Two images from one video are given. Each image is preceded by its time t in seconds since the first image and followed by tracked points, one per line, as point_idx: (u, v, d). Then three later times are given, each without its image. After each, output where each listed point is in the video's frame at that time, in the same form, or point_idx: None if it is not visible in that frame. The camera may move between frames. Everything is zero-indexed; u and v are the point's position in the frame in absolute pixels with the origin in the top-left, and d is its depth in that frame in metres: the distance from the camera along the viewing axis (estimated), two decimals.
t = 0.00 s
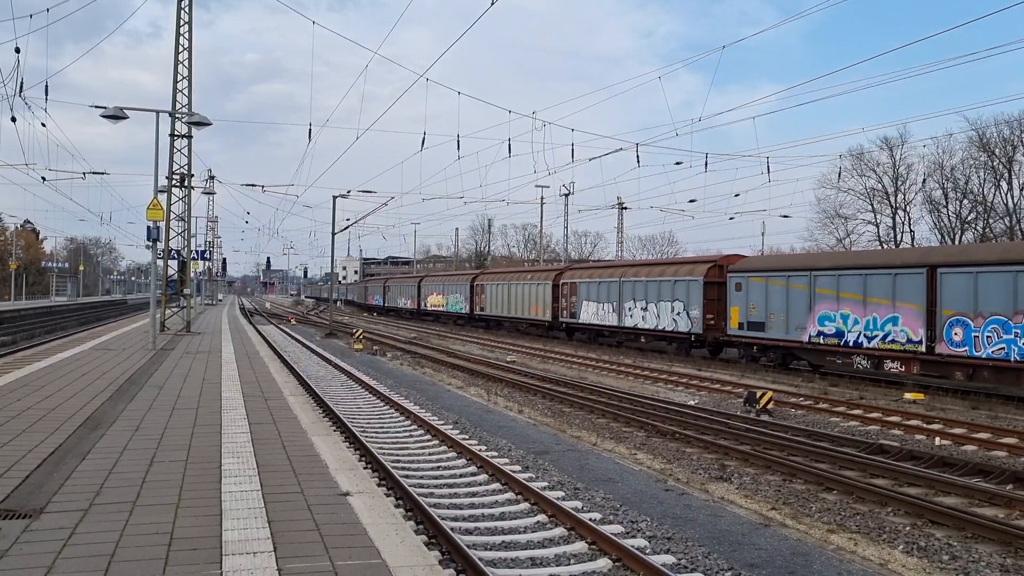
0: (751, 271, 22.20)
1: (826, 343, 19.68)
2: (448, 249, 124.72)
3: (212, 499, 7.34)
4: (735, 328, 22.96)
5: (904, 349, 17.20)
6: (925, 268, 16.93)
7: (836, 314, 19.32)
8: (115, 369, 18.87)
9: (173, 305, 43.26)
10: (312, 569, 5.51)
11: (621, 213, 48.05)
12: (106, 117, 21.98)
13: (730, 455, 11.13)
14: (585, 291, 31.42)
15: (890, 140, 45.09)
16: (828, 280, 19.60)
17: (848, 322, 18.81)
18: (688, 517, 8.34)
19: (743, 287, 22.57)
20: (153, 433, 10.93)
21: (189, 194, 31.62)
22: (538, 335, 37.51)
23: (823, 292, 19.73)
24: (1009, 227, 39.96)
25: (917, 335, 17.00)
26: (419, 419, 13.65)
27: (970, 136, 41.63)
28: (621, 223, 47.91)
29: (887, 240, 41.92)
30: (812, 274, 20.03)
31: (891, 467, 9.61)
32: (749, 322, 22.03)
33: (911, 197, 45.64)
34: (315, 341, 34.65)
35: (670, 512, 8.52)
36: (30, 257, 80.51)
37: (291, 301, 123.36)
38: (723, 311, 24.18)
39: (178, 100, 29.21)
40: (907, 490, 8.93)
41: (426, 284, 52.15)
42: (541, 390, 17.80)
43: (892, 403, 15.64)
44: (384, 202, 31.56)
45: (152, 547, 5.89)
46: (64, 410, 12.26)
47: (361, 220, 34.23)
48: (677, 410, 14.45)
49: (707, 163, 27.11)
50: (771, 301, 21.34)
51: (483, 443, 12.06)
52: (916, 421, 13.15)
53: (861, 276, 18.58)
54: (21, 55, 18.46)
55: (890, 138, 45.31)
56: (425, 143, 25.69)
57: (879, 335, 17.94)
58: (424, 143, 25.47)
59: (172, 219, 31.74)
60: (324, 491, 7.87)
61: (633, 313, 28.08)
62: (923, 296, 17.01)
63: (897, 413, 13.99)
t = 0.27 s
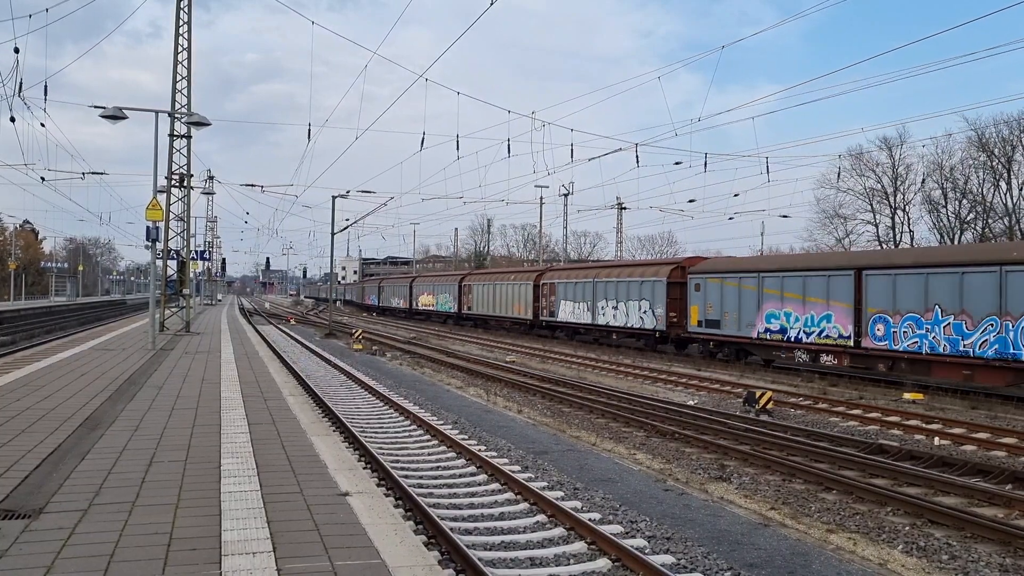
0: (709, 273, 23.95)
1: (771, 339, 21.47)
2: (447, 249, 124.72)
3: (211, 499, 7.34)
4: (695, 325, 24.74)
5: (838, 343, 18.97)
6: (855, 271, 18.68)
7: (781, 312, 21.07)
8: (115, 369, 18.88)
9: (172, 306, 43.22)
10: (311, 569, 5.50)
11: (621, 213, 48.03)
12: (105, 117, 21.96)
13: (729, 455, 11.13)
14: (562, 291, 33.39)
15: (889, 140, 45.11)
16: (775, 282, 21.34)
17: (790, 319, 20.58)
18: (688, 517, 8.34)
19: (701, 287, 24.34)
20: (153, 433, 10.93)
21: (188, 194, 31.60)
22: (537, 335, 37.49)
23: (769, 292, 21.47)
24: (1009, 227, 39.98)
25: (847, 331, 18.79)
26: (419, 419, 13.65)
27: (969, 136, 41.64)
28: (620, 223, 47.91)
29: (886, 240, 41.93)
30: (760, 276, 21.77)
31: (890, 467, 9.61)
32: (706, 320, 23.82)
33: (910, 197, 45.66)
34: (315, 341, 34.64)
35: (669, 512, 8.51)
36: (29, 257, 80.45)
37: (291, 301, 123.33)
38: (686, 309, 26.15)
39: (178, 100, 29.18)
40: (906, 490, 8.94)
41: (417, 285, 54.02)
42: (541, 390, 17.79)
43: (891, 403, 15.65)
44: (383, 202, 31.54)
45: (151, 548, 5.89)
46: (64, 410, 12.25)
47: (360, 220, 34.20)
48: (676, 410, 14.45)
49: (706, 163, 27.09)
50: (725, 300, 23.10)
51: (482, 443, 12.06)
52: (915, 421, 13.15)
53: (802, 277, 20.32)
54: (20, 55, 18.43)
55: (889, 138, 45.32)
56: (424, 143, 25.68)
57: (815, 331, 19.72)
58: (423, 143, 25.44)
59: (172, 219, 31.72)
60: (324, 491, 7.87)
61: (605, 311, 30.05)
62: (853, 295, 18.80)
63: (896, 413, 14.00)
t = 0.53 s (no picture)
0: (672, 273, 25.79)
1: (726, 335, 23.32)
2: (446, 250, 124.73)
3: (211, 499, 7.34)
4: (660, 322, 26.64)
5: (780, 338, 20.73)
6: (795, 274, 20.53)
7: (733, 311, 22.88)
8: (114, 369, 18.88)
9: (171, 306, 43.21)
10: (311, 569, 5.50)
11: (620, 213, 48.05)
12: (104, 117, 21.95)
13: (728, 455, 11.13)
14: (542, 290, 35.18)
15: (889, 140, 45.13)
16: (729, 282, 23.12)
17: (741, 317, 22.40)
18: (688, 517, 8.34)
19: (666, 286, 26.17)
20: (152, 433, 10.94)
21: (187, 194, 31.59)
22: (537, 335, 37.49)
23: (724, 292, 23.26)
24: (1008, 227, 40.01)
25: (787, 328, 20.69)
26: (418, 419, 13.64)
27: (968, 136, 41.66)
28: (620, 223, 47.92)
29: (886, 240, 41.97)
30: (716, 276, 23.56)
31: (889, 467, 9.61)
32: (669, 317, 25.65)
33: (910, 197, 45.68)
34: (314, 341, 34.63)
35: (668, 512, 8.51)
36: (29, 257, 80.41)
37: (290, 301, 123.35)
38: (652, 307, 27.96)
39: (177, 101, 29.16)
40: (905, 490, 8.94)
41: (409, 285, 55.46)
42: (540, 390, 17.79)
43: (891, 403, 15.65)
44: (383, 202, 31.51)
45: (150, 547, 5.89)
46: (63, 411, 12.25)
47: (360, 220, 34.18)
48: (675, 410, 14.46)
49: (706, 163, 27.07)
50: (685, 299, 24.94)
51: (481, 443, 12.06)
52: (914, 421, 13.16)
53: (751, 278, 22.11)
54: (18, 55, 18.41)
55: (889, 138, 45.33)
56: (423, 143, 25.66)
57: (762, 328, 21.54)
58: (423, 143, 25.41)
59: (171, 219, 31.71)
60: (323, 491, 7.88)
61: (581, 309, 31.76)
62: (793, 295, 20.67)
63: (895, 413, 14.01)
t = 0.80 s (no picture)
0: (640, 275, 27.82)
1: (687, 331, 25.19)
2: (445, 250, 124.77)
3: (210, 499, 7.34)
4: (629, 320, 28.67)
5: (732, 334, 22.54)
6: (743, 274, 22.36)
7: (693, 309, 24.77)
8: (113, 369, 18.87)
9: (170, 306, 43.20)
10: (309, 569, 5.50)
11: (619, 213, 48.09)
12: (103, 118, 21.93)
13: (727, 455, 11.13)
14: (524, 290, 36.91)
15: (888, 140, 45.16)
16: (688, 283, 25.06)
17: (698, 315, 24.28)
18: (687, 517, 8.35)
19: (635, 287, 28.16)
20: (151, 433, 10.94)
21: (186, 194, 31.58)
22: (536, 335, 37.50)
23: (685, 292, 25.18)
24: (1006, 227, 40.05)
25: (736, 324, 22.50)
26: (418, 419, 13.65)
27: (967, 136, 41.70)
28: (619, 223, 47.94)
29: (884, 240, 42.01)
30: (677, 277, 25.48)
31: (888, 467, 9.62)
32: (637, 316, 27.68)
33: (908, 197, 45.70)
34: (313, 342, 34.62)
35: (667, 512, 8.52)
36: (27, 257, 80.35)
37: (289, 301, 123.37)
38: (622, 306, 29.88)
39: (176, 101, 29.15)
40: (904, 490, 8.95)
41: (403, 285, 56.80)
42: (539, 391, 17.80)
43: (889, 403, 15.67)
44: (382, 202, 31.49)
45: (150, 548, 5.89)
46: (62, 411, 12.25)
47: (359, 221, 34.17)
48: (674, 410, 14.47)
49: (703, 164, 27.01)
50: (651, 299, 26.91)
51: (480, 443, 12.05)
52: (914, 421, 13.16)
53: (707, 279, 23.97)
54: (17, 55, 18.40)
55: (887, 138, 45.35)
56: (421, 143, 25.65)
57: (717, 324, 23.41)
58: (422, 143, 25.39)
59: (170, 220, 31.69)
60: (322, 491, 7.88)
61: (559, 308, 33.53)
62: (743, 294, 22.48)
63: (894, 412, 14.03)
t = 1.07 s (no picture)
0: (611, 276, 29.67)
1: (651, 329, 27.04)
2: (444, 250, 124.81)
3: (209, 500, 7.33)
4: (601, 318, 30.54)
5: (690, 331, 24.37)
6: (700, 274, 24.23)
7: (657, 308, 26.60)
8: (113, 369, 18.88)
9: (169, 306, 43.22)
10: (308, 569, 5.50)
11: (618, 214, 48.15)
12: (102, 117, 21.94)
13: (726, 455, 11.14)
14: (508, 291, 38.66)
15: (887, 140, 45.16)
16: (653, 283, 26.87)
17: (662, 313, 26.11)
18: (686, 517, 8.35)
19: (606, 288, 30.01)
20: (150, 433, 10.94)
21: (185, 194, 31.59)
22: (535, 335, 37.54)
23: (650, 292, 27.01)
24: (1006, 227, 40.08)
25: (694, 320, 24.32)
26: (417, 419, 13.65)
27: (967, 136, 41.71)
28: (618, 223, 47.98)
29: (884, 240, 42.05)
30: (644, 278, 27.32)
31: (888, 467, 9.62)
32: (608, 314, 29.55)
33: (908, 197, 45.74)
34: (313, 342, 34.64)
35: (666, 512, 8.52)
36: (26, 257, 80.30)
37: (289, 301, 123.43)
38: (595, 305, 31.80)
39: (176, 101, 29.14)
40: (902, 490, 8.96)
41: (396, 285, 57.97)
42: (538, 391, 17.81)
43: (889, 403, 15.68)
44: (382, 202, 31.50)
45: (148, 547, 5.89)
46: (61, 410, 12.25)
47: (358, 221, 34.17)
48: (673, 410, 14.48)
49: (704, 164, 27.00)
50: (620, 299, 28.77)
51: (479, 443, 12.07)
52: (913, 421, 13.17)
53: (670, 279, 25.76)
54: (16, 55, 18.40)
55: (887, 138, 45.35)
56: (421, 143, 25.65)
57: (678, 323, 25.25)
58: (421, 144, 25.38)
59: (169, 220, 31.71)
60: (322, 491, 7.88)
61: (540, 307, 35.37)
62: (701, 295, 24.27)
63: (893, 412, 14.04)
